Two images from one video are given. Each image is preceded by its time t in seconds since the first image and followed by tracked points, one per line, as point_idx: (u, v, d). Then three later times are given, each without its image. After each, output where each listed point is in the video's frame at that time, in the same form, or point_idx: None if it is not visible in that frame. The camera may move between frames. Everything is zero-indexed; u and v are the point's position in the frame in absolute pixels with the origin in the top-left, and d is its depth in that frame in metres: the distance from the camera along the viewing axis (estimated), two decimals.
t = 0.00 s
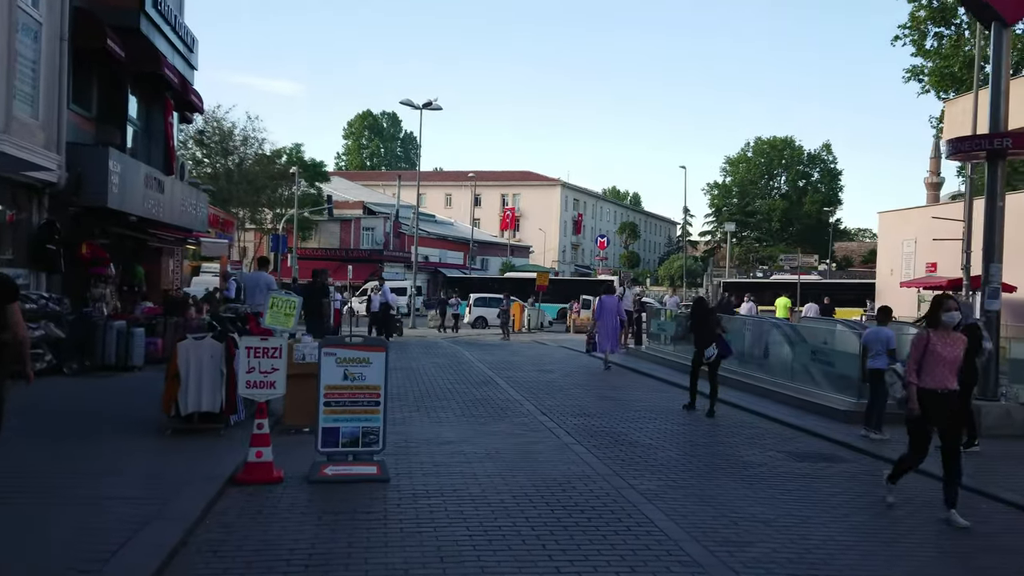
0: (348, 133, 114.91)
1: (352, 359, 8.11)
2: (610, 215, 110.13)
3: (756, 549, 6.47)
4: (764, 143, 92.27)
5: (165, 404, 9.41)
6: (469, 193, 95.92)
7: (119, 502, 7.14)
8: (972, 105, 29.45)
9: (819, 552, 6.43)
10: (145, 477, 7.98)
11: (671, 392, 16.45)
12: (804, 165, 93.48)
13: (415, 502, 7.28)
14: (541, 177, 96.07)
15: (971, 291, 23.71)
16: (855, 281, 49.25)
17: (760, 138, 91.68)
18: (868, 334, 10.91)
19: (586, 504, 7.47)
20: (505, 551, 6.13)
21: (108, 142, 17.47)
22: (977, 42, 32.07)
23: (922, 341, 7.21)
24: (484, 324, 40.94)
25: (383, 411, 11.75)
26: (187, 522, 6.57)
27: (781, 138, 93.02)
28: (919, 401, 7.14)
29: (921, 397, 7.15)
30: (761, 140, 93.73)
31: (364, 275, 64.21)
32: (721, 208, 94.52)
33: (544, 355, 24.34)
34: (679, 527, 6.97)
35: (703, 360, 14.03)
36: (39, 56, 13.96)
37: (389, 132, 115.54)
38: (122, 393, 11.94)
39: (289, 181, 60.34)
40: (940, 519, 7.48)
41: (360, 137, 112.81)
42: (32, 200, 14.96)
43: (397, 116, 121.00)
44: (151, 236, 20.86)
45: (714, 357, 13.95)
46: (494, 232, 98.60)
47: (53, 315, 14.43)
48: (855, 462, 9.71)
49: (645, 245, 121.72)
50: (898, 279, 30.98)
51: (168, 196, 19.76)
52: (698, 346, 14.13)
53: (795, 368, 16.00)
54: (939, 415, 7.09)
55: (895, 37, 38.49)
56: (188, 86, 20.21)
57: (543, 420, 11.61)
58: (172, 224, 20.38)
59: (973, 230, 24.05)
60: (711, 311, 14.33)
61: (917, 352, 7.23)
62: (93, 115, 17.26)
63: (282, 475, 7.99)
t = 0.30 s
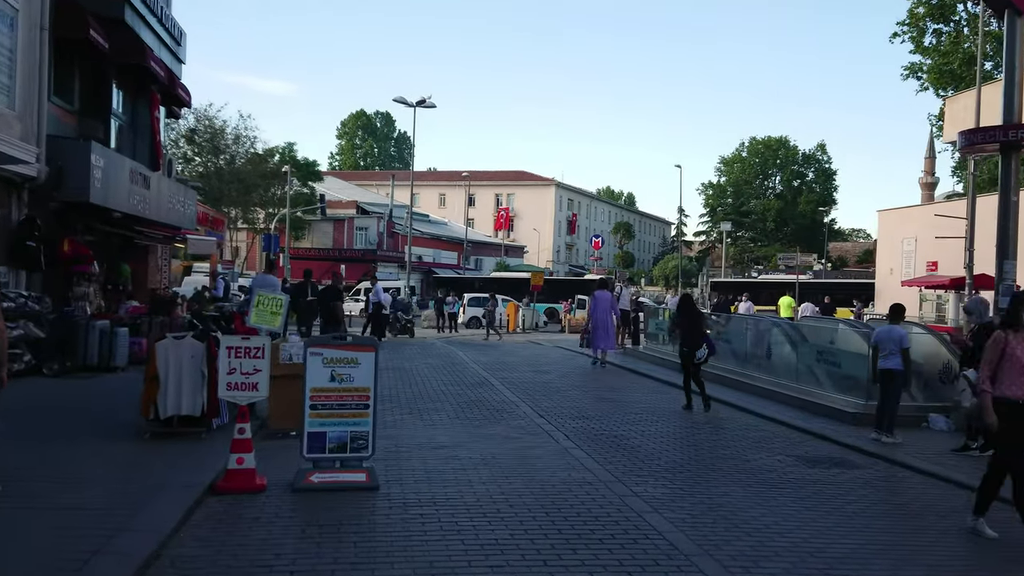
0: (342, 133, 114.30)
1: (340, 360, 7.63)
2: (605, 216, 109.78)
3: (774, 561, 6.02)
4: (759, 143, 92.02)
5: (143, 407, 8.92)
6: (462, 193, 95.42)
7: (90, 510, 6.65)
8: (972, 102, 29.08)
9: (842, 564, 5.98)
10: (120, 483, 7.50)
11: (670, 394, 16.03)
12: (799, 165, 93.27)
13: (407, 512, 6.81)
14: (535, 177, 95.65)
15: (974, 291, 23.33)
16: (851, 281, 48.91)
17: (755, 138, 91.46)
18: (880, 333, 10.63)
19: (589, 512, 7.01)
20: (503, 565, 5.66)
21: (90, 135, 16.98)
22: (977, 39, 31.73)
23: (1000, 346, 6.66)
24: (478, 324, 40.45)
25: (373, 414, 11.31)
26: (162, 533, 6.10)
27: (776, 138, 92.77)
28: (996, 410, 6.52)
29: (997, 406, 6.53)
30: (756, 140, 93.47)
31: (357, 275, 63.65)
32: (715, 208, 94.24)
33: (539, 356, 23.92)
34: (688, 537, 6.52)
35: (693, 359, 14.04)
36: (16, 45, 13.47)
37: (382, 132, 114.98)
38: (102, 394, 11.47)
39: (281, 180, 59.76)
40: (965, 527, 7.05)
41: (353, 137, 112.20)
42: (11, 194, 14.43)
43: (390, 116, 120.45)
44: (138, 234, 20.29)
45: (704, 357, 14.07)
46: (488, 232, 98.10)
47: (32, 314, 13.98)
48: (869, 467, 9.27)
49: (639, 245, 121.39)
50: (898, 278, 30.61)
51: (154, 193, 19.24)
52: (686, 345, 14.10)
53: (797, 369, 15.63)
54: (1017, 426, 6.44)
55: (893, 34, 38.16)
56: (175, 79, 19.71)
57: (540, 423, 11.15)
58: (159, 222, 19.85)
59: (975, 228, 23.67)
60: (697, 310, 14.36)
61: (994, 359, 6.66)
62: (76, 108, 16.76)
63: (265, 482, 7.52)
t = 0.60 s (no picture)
0: (339, 133, 113.79)
1: (331, 368, 7.13)
2: (603, 216, 109.28)
3: None
4: (757, 143, 91.63)
5: (124, 417, 8.41)
6: (460, 193, 94.93)
7: (62, 531, 6.18)
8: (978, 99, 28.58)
9: None
10: (97, 500, 7.02)
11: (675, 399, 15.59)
12: (797, 165, 92.88)
13: (402, 534, 6.33)
14: (533, 177, 95.23)
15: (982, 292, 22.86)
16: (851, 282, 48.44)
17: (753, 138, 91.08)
18: (900, 336, 10.15)
19: (598, 532, 6.52)
20: None
21: (78, 132, 16.50)
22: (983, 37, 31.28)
23: None
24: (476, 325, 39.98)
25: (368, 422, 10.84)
26: (139, 556, 5.65)
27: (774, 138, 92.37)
28: None
29: None
30: (754, 139, 93.09)
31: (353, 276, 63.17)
32: (713, 208, 93.83)
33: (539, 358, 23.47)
34: (708, 560, 6.03)
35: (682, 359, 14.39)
36: None
37: (379, 132, 114.56)
38: (84, 401, 10.97)
39: (277, 180, 59.26)
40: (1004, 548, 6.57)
41: (350, 136, 111.73)
42: None
43: (387, 116, 120.00)
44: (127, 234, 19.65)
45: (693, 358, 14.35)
46: (485, 232, 97.66)
47: (15, 317, 13.31)
48: (891, 479, 8.80)
49: (637, 245, 120.99)
50: (902, 279, 30.13)
51: (144, 192, 18.74)
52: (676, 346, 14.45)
53: (805, 374, 15.19)
54: None
55: (896, 32, 37.71)
56: (166, 75, 19.21)
57: (542, 431, 10.66)
58: (149, 221, 19.33)
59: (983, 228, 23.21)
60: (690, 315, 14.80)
61: None
62: (63, 104, 16.28)
63: (252, 499, 7.03)
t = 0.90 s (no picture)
0: (338, 133, 113.29)
1: (325, 376, 6.69)
2: (603, 215, 108.79)
3: None
4: (758, 143, 91.20)
5: (107, 426, 7.95)
6: (460, 193, 94.47)
7: (36, 553, 5.70)
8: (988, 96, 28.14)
9: None
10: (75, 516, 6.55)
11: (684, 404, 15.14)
12: (798, 165, 92.43)
13: (403, 556, 5.86)
14: (533, 176, 94.78)
15: (994, 293, 22.40)
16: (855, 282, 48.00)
17: (754, 137, 90.65)
18: (923, 340, 9.75)
19: (612, 552, 6.06)
20: None
21: (67, 129, 16.03)
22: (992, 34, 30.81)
23: None
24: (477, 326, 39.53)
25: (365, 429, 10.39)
26: None
27: (775, 137, 91.92)
28: None
29: None
30: (755, 139, 92.64)
31: (352, 276, 62.72)
32: (715, 208, 93.36)
33: (543, 359, 23.03)
34: None
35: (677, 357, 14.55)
36: None
37: (379, 132, 114.11)
38: (68, 408, 10.49)
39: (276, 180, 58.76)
40: None
41: (350, 136, 111.27)
42: None
43: (387, 115, 119.43)
44: (122, 234, 19.22)
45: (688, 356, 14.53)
46: (485, 232, 97.25)
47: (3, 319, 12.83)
48: (920, 492, 8.35)
49: (637, 245, 120.59)
50: (910, 279, 29.66)
51: (138, 190, 18.28)
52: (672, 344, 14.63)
53: (816, 377, 14.77)
54: None
55: (902, 29, 37.25)
56: (160, 71, 18.73)
57: (549, 438, 10.20)
58: (142, 221, 18.87)
59: (994, 228, 22.76)
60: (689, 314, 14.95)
61: None
62: (51, 100, 15.81)
63: (240, 516, 6.57)
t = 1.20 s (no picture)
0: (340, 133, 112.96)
1: (315, 378, 6.27)
2: (606, 215, 108.32)
3: None
4: (761, 142, 90.81)
5: (86, 431, 7.53)
6: (462, 193, 94.08)
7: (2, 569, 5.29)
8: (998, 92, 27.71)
9: None
10: (49, 527, 6.13)
11: (693, 406, 14.70)
12: (801, 164, 91.98)
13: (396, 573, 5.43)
14: (535, 176, 94.41)
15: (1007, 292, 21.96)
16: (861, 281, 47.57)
17: (757, 137, 90.25)
18: (946, 339, 9.31)
19: (623, 568, 5.63)
20: None
21: (58, 123, 15.62)
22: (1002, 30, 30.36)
23: None
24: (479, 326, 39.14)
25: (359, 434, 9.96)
26: None
27: (778, 136, 91.50)
28: None
29: None
30: (758, 138, 92.22)
31: (354, 276, 62.36)
32: (718, 207, 92.93)
33: (546, 360, 22.63)
34: None
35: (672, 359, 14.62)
36: None
37: (381, 131, 113.75)
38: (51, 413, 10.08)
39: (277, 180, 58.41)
40: None
41: (352, 136, 110.93)
42: None
43: (389, 115, 119.10)
44: (116, 232, 18.84)
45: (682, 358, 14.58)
46: (487, 232, 96.90)
47: None
48: (944, 500, 7.92)
49: (640, 245, 120.20)
50: (919, 278, 29.23)
51: (131, 187, 17.89)
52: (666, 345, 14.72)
53: (827, 378, 14.35)
54: None
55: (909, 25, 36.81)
56: (155, 66, 18.35)
57: (553, 443, 9.75)
58: (136, 218, 18.48)
59: (1006, 225, 22.34)
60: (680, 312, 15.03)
61: None
62: (43, 94, 15.41)
63: (223, 529, 6.14)
